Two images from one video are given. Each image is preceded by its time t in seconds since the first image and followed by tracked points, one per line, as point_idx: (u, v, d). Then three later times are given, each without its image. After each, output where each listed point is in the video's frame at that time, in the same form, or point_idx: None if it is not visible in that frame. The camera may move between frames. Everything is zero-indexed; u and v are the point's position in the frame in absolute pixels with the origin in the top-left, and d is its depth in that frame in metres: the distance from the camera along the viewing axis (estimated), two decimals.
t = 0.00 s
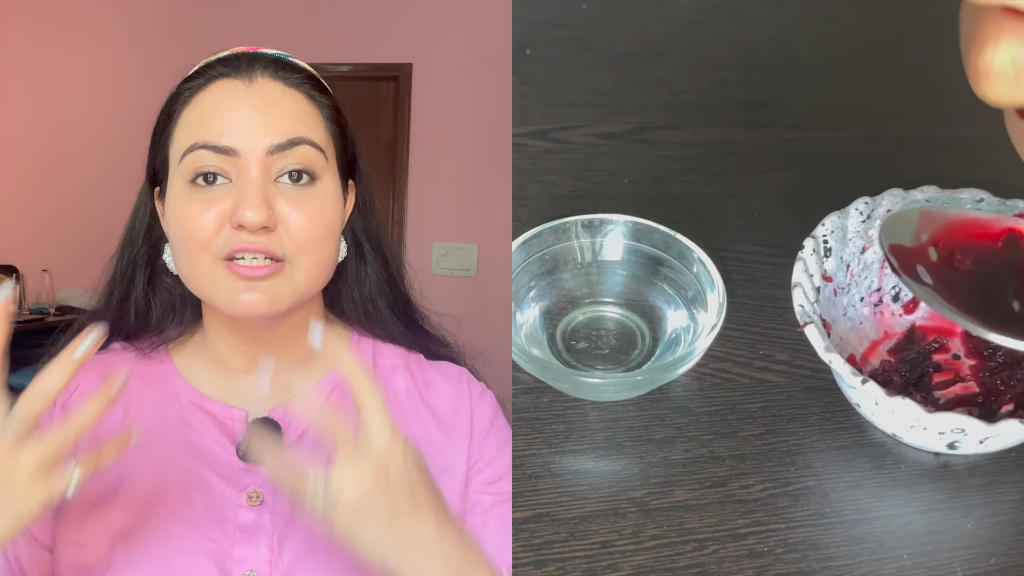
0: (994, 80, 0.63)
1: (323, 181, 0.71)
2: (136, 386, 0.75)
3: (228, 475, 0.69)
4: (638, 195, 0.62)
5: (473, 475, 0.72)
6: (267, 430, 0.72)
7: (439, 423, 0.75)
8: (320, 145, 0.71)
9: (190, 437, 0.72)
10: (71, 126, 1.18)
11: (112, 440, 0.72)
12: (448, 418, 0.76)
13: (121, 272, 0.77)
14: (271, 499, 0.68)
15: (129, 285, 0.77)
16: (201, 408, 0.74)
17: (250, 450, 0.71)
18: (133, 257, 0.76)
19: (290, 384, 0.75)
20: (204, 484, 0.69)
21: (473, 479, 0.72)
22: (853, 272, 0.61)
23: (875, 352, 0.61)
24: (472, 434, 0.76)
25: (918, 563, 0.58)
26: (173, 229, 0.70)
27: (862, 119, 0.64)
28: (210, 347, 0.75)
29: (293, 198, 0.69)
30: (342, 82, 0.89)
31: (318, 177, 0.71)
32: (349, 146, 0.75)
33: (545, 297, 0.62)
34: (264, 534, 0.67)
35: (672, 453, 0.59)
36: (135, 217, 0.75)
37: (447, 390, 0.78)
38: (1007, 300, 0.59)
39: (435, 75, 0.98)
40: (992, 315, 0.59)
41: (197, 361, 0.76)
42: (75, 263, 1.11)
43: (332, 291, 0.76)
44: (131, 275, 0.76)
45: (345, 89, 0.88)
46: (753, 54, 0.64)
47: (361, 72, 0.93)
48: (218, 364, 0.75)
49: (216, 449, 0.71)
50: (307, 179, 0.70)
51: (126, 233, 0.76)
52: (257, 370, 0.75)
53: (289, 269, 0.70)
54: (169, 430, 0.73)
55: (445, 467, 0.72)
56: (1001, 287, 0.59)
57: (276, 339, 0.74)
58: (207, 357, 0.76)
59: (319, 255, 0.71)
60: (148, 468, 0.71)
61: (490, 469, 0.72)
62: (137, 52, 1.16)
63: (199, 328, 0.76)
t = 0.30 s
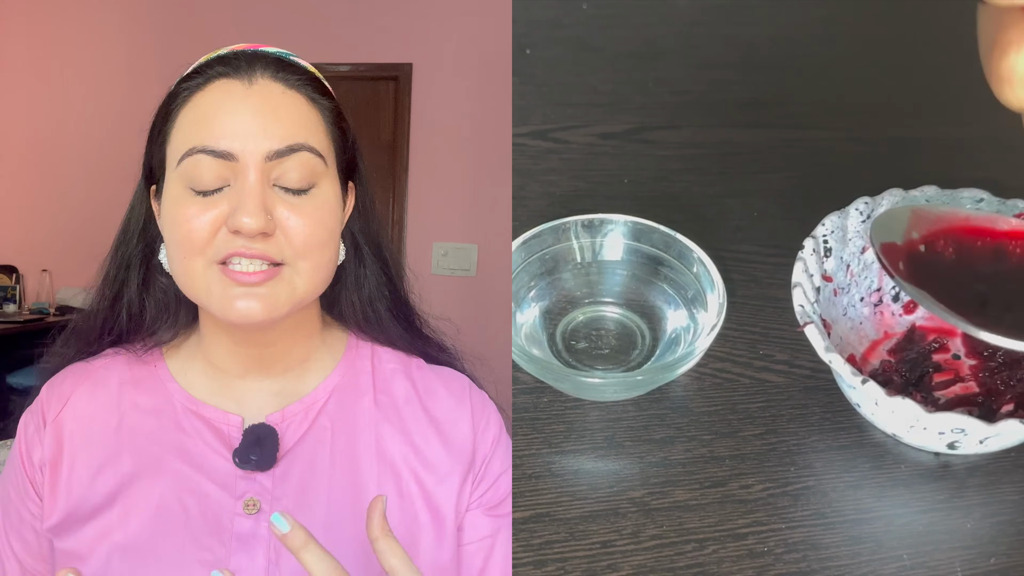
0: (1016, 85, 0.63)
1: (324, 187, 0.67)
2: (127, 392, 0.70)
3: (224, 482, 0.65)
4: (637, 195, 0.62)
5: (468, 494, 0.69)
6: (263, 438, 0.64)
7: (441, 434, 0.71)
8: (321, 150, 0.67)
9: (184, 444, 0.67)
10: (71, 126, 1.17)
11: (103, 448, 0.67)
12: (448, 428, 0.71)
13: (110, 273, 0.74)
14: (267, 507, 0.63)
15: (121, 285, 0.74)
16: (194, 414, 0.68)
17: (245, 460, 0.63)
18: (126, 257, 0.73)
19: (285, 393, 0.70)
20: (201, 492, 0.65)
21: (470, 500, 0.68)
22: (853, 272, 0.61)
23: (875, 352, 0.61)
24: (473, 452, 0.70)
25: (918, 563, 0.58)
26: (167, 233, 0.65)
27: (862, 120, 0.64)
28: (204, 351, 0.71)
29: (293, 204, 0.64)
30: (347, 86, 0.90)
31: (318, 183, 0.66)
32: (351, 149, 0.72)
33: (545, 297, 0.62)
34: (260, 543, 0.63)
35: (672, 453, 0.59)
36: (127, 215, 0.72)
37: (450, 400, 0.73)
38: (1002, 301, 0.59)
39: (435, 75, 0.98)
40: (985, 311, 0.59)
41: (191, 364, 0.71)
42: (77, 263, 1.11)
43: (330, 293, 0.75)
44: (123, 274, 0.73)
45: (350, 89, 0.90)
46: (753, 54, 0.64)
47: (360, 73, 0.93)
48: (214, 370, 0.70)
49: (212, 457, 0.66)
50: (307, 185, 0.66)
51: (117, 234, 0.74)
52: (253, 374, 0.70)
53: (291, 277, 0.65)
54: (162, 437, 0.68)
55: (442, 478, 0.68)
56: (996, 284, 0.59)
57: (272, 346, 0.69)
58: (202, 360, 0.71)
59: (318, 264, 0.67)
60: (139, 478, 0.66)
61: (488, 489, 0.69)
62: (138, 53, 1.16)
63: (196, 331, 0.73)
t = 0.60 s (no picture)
0: None
1: (335, 189, 0.67)
2: (136, 385, 0.69)
3: (233, 473, 0.65)
4: (637, 195, 0.62)
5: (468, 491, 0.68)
6: (270, 430, 0.66)
7: (444, 432, 0.70)
8: (333, 152, 0.67)
9: (193, 437, 0.66)
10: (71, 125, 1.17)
11: (113, 440, 0.66)
12: (450, 428, 0.71)
13: (126, 267, 0.74)
14: (275, 498, 0.64)
15: (136, 279, 0.73)
16: (204, 408, 0.68)
17: (253, 452, 0.65)
18: (141, 251, 0.72)
19: (294, 388, 0.70)
20: (209, 483, 0.64)
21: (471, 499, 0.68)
22: (852, 272, 0.61)
23: (875, 352, 0.61)
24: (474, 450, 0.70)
25: (918, 563, 0.58)
26: (183, 227, 0.66)
27: (863, 120, 0.64)
28: (213, 346, 0.70)
29: (304, 203, 0.65)
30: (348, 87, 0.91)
31: (329, 184, 0.67)
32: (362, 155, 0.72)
33: (545, 297, 0.62)
34: (267, 533, 0.63)
35: (671, 453, 0.59)
36: (145, 211, 0.73)
37: (454, 401, 0.73)
38: (998, 302, 0.60)
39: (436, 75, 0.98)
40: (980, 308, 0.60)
41: (200, 360, 0.71)
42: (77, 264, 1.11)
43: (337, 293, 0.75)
44: (139, 268, 0.72)
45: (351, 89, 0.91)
46: (753, 54, 0.64)
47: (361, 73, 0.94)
48: (222, 364, 0.70)
49: (221, 449, 0.66)
50: (318, 186, 0.66)
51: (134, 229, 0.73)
52: (261, 371, 0.70)
53: (300, 274, 0.65)
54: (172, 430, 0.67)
55: (443, 475, 0.68)
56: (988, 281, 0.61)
57: (283, 340, 0.70)
58: (210, 357, 0.71)
59: (327, 261, 0.67)
60: (150, 468, 0.65)
61: (489, 489, 0.69)
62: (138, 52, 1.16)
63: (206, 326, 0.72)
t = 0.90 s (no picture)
0: None
1: (347, 190, 0.66)
2: (151, 378, 0.67)
3: (245, 460, 0.64)
4: (637, 195, 0.62)
5: (469, 480, 0.67)
6: (282, 418, 0.65)
7: (447, 424, 0.69)
8: (346, 156, 0.67)
9: (207, 428, 0.65)
10: (72, 125, 1.17)
11: (128, 429, 0.65)
12: (456, 422, 0.69)
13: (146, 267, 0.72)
14: (286, 484, 0.63)
15: (153, 279, 0.71)
16: (217, 400, 0.66)
17: (265, 438, 0.64)
18: (160, 251, 0.71)
19: (305, 382, 0.69)
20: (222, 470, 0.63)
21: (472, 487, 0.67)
22: (852, 272, 0.62)
23: (875, 352, 0.61)
24: (476, 441, 0.69)
25: (917, 563, 0.58)
26: (201, 226, 0.65)
27: (863, 121, 0.64)
28: (227, 342, 0.69)
29: (318, 201, 0.64)
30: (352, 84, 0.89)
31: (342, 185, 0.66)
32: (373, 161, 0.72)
33: (545, 297, 0.62)
34: (278, 515, 0.63)
35: (671, 453, 0.59)
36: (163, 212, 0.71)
37: (456, 397, 0.71)
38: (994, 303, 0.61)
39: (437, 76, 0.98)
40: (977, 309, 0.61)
41: (213, 355, 0.69)
42: (78, 263, 1.11)
43: (345, 295, 0.74)
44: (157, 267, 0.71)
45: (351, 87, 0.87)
46: (753, 54, 0.64)
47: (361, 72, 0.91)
48: (235, 359, 0.69)
49: (235, 440, 0.65)
50: (332, 186, 0.66)
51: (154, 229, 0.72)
52: (272, 366, 0.69)
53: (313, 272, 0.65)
54: (186, 421, 0.65)
55: (446, 465, 0.67)
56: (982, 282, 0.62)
57: (294, 333, 0.69)
58: (224, 351, 0.69)
59: (339, 256, 0.66)
60: (165, 457, 0.64)
61: (489, 479, 0.67)
62: (138, 52, 1.16)
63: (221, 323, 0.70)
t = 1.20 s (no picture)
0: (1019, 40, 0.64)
1: (349, 193, 0.66)
2: (159, 373, 0.68)
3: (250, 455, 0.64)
4: (637, 195, 0.62)
5: (470, 470, 0.67)
6: (286, 413, 0.66)
7: (448, 419, 0.69)
8: (348, 159, 0.67)
9: (213, 423, 0.65)
10: (72, 125, 1.18)
11: (136, 422, 0.65)
12: (457, 419, 0.69)
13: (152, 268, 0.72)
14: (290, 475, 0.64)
15: (160, 279, 0.71)
16: (223, 396, 0.67)
17: (269, 434, 0.66)
18: (166, 252, 0.71)
19: (307, 378, 0.69)
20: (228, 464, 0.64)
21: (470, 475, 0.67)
22: (852, 271, 0.62)
23: (875, 352, 0.61)
24: (475, 435, 0.69)
25: (918, 563, 0.58)
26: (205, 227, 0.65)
27: (862, 122, 0.64)
28: (230, 340, 0.69)
29: (321, 204, 0.64)
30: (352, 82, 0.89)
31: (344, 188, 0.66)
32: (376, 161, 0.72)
33: (545, 297, 0.62)
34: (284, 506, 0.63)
35: (671, 453, 0.59)
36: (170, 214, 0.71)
37: (455, 393, 0.72)
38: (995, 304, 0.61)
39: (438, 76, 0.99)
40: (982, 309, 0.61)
41: (217, 354, 0.69)
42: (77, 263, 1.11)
43: (348, 296, 0.73)
44: (164, 268, 0.71)
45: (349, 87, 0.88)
46: (753, 55, 0.64)
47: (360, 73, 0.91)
48: (239, 357, 0.69)
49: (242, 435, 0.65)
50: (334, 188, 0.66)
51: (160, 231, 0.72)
52: (276, 362, 0.69)
53: (314, 273, 0.65)
54: (193, 416, 0.66)
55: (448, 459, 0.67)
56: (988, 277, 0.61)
57: (298, 330, 0.69)
58: (227, 349, 0.69)
59: (342, 259, 0.66)
60: (174, 451, 0.64)
61: (487, 468, 0.67)
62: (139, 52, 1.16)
63: (225, 323, 0.70)
